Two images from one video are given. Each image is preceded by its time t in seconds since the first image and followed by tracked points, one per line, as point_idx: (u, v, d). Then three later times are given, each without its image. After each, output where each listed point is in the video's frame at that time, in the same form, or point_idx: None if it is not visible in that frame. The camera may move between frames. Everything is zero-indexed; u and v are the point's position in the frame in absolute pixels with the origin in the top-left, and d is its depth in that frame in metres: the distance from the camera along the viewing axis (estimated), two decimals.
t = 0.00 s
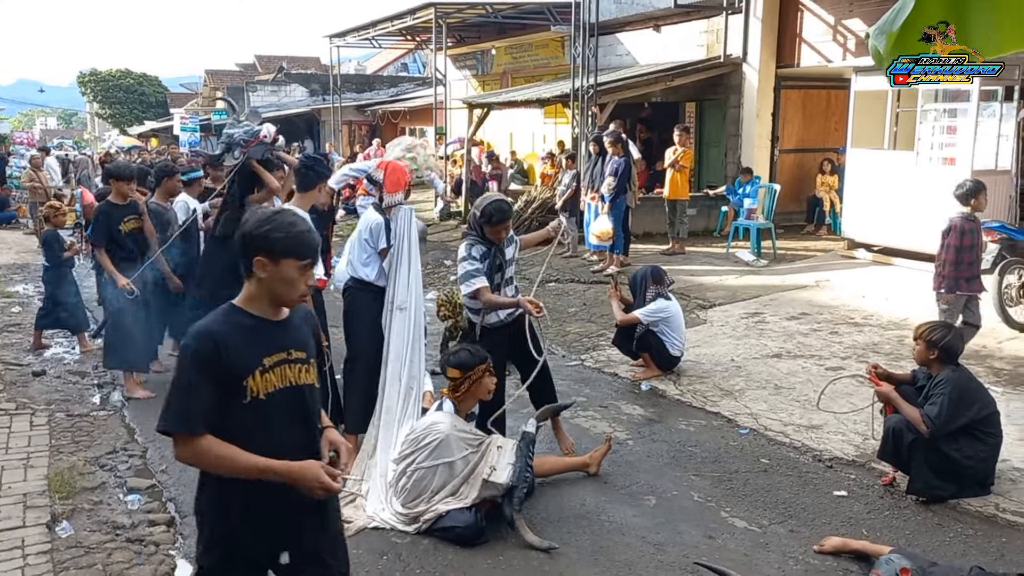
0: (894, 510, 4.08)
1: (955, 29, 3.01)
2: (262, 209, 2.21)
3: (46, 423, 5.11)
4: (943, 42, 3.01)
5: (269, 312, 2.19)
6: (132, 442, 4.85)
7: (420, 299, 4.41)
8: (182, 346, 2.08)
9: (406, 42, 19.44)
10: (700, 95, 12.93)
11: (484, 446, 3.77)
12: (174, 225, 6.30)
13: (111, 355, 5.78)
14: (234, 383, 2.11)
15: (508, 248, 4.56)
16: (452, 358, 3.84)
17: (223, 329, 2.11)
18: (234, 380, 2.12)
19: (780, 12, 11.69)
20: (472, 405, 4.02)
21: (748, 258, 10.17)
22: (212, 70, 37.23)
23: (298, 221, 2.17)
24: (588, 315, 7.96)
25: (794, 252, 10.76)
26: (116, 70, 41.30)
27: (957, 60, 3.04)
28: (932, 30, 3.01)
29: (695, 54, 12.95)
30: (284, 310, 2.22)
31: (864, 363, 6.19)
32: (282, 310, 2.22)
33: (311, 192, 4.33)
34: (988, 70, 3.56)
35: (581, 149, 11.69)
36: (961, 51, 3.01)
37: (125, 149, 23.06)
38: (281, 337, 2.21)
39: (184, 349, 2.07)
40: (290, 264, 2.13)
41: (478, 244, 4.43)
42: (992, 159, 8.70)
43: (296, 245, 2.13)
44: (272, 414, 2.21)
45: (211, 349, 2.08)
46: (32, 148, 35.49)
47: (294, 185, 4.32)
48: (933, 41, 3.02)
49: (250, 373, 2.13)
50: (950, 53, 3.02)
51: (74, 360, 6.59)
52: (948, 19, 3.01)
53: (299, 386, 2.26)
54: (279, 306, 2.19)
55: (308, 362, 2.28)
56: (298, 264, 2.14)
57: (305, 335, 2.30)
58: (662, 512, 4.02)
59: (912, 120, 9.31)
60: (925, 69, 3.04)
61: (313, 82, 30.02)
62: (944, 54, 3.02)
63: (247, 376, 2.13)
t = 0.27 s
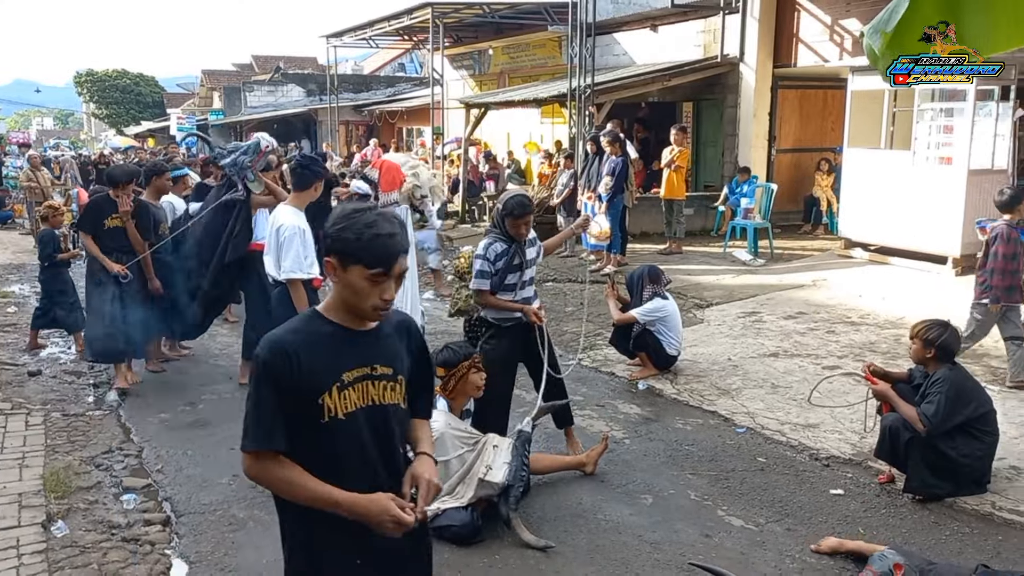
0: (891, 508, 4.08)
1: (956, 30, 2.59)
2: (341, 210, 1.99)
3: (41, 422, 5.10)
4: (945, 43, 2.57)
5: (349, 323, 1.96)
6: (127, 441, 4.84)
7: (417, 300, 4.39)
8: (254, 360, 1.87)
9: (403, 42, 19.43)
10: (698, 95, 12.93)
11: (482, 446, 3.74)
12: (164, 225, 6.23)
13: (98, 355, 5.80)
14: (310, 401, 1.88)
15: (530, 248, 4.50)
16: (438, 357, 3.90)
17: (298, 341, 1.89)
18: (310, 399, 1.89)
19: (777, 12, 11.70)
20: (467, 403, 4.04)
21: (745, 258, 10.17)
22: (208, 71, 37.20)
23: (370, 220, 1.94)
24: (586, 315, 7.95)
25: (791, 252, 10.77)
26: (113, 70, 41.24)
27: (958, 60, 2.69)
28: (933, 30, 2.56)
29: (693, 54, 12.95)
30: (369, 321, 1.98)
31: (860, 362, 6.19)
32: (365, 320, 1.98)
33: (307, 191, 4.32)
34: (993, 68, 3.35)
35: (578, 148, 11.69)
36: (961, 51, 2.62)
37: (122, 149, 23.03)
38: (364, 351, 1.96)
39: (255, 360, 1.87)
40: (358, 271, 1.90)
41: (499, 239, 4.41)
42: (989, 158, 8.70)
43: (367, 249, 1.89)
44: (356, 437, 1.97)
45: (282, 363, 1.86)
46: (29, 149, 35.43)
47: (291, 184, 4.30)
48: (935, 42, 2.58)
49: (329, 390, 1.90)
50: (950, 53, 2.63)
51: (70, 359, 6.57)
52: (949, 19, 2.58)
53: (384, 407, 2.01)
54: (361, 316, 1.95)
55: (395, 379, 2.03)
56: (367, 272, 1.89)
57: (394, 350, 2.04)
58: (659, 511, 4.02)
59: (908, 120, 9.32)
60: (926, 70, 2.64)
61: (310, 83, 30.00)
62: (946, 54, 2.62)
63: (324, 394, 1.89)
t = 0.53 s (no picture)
0: (882, 506, 4.10)
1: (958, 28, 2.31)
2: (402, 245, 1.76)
3: (34, 422, 5.09)
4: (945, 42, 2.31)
5: (425, 380, 1.69)
6: (120, 441, 4.83)
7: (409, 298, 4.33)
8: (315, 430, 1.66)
9: (398, 41, 19.42)
10: (692, 95, 12.94)
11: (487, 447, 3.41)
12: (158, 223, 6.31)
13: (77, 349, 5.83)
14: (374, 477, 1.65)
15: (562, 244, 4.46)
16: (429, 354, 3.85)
17: (362, 402, 1.65)
18: (379, 474, 1.65)
19: (771, 11, 11.71)
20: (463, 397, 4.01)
21: (739, 257, 10.19)
22: (203, 70, 37.13)
23: (429, 251, 1.70)
24: (580, 314, 7.96)
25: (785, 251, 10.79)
26: (107, 69, 41.13)
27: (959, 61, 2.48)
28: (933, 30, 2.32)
29: (688, 53, 12.96)
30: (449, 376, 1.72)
31: (853, 360, 6.21)
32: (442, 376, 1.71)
33: (301, 189, 4.33)
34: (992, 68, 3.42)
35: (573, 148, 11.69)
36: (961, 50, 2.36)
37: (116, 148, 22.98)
38: (443, 414, 1.70)
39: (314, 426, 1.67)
40: (415, 311, 1.66)
41: (528, 231, 4.40)
42: (982, 157, 8.73)
43: (427, 288, 1.65)
44: (436, 515, 1.70)
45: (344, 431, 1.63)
46: (23, 148, 35.33)
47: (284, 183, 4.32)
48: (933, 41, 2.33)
49: (397, 466, 1.64)
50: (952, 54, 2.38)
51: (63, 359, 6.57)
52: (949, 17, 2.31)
53: (468, 478, 1.73)
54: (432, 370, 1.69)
55: (481, 447, 1.74)
56: (425, 313, 1.65)
57: (481, 408, 1.77)
58: (652, 509, 4.03)
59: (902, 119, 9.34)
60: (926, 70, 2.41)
61: (305, 82, 29.97)
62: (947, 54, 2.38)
63: (394, 470, 1.65)
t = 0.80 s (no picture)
0: (876, 506, 4.11)
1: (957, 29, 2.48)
2: (531, 241, 1.46)
3: (27, 424, 5.07)
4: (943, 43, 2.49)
5: (551, 411, 1.45)
6: (114, 442, 4.82)
7: (405, 297, 4.36)
8: (432, 473, 1.40)
9: (392, 40, 19.41)
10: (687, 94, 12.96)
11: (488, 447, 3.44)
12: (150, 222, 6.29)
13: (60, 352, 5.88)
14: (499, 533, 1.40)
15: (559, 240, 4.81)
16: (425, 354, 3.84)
17: (490, 445, 1.40)
18: (504, 527, 1.40)
19: (765, 11, 11.73)
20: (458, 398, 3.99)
21: (734, 256, 10.20)
22: (197, 69, 37.06)
23: (570, 250, 1.41)
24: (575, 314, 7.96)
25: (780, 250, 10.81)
26: (100, 68, 41.00)
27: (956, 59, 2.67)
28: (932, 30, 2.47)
29: (682, 53, 12.98)
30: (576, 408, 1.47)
31: (848, 360, 6.22)
32: (574, 407, 1.47)
33: (297, 189, 4.32)
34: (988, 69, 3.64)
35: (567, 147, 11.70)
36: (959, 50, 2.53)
37: (110, 148, 22.89)
38: (567, 456, 1.46)
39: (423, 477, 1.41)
40: (551, 327, 1.40)
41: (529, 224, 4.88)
42: (975, 157, 8.75)
43: (564, 296, 1.38)
44: None
45: (472, 476, 1.38)
46: (15, 147, 35.19)
47: (280, 183, 4.32)
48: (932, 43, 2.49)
49: (526, 517, 1.40)
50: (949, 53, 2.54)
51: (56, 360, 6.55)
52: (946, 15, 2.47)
53: (599, 531, 1.50)
54: (559, 399, 1.44)
55: (612, 493, 1.52)
56: (564, 329, 1.39)
57: (610, 446, 1.53)
58: (647, 509, 4.03)
59: (896, 119, 9.36)
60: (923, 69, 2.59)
61: (299, 81, 29.91)
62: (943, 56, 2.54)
63: (522, 524, 1.40)
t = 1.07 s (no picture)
0: (871, 506, 4.12)
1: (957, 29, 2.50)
2: (764, 289, 1.17)
3: (22, 425, 5.06)
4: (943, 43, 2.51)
5: (766, 495, 1.21)
6: (109, 444, 4.81)
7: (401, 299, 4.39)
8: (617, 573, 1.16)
9: (387, 41, 19.40)
10: (681, 95, 12.98)
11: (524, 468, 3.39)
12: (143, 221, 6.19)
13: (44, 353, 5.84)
14: None
15: (547, 240, 4.77)
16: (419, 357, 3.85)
17: (689, 544, 1.17)
18: None
19: (759, 12, 11.75)
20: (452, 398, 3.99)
21: (728, 257, 10.22)
22: (191, 70, 36.99)
23: (825, 303, 1.12)
24: (571, 314, 7.97)
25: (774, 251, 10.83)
26: (94, 69, 40.91)
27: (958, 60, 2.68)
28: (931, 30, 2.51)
29: (676, 54, 13.00)
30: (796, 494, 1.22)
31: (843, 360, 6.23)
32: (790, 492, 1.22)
33: (293, 190, 4.32)
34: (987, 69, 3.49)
35: (563, 148, 11.71)
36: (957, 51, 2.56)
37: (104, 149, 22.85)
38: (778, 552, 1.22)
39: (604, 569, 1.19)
40: (798, 404, 1.12)
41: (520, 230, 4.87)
42: (969, 158, 8.78)
43: (815, 373, 1.10)
44: None
45: None
46: (9, 148, 35.09)
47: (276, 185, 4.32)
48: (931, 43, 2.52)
49: None
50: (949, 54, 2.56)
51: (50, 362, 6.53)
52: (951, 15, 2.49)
53: None
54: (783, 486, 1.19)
55: None
56: (817, 407, 1.11)
57: (821, 542, 1.29)
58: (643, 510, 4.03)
59: (890, 120, 9.39)
60: (924, 70, 2.66)
61: (294, 82, 29.88)
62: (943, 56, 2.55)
63: None
